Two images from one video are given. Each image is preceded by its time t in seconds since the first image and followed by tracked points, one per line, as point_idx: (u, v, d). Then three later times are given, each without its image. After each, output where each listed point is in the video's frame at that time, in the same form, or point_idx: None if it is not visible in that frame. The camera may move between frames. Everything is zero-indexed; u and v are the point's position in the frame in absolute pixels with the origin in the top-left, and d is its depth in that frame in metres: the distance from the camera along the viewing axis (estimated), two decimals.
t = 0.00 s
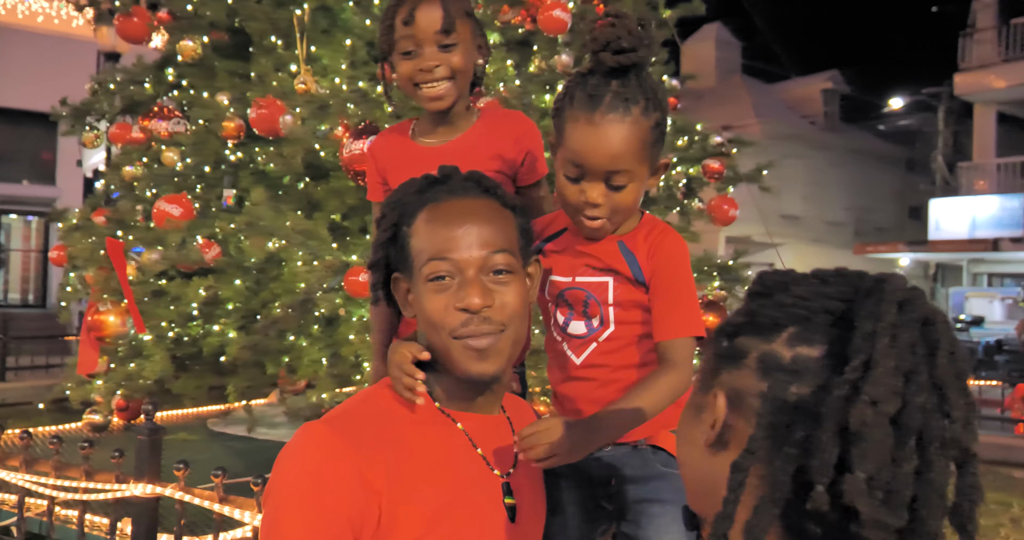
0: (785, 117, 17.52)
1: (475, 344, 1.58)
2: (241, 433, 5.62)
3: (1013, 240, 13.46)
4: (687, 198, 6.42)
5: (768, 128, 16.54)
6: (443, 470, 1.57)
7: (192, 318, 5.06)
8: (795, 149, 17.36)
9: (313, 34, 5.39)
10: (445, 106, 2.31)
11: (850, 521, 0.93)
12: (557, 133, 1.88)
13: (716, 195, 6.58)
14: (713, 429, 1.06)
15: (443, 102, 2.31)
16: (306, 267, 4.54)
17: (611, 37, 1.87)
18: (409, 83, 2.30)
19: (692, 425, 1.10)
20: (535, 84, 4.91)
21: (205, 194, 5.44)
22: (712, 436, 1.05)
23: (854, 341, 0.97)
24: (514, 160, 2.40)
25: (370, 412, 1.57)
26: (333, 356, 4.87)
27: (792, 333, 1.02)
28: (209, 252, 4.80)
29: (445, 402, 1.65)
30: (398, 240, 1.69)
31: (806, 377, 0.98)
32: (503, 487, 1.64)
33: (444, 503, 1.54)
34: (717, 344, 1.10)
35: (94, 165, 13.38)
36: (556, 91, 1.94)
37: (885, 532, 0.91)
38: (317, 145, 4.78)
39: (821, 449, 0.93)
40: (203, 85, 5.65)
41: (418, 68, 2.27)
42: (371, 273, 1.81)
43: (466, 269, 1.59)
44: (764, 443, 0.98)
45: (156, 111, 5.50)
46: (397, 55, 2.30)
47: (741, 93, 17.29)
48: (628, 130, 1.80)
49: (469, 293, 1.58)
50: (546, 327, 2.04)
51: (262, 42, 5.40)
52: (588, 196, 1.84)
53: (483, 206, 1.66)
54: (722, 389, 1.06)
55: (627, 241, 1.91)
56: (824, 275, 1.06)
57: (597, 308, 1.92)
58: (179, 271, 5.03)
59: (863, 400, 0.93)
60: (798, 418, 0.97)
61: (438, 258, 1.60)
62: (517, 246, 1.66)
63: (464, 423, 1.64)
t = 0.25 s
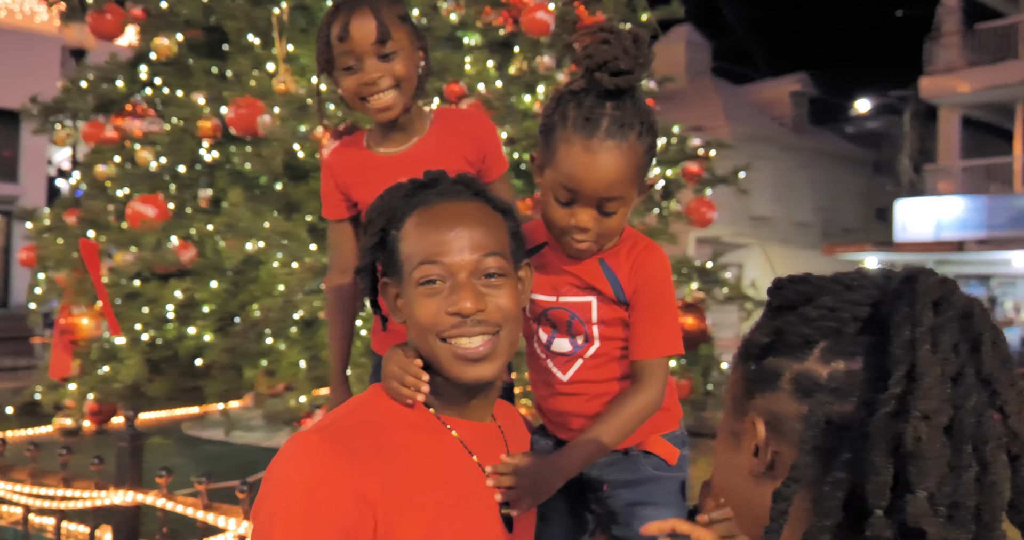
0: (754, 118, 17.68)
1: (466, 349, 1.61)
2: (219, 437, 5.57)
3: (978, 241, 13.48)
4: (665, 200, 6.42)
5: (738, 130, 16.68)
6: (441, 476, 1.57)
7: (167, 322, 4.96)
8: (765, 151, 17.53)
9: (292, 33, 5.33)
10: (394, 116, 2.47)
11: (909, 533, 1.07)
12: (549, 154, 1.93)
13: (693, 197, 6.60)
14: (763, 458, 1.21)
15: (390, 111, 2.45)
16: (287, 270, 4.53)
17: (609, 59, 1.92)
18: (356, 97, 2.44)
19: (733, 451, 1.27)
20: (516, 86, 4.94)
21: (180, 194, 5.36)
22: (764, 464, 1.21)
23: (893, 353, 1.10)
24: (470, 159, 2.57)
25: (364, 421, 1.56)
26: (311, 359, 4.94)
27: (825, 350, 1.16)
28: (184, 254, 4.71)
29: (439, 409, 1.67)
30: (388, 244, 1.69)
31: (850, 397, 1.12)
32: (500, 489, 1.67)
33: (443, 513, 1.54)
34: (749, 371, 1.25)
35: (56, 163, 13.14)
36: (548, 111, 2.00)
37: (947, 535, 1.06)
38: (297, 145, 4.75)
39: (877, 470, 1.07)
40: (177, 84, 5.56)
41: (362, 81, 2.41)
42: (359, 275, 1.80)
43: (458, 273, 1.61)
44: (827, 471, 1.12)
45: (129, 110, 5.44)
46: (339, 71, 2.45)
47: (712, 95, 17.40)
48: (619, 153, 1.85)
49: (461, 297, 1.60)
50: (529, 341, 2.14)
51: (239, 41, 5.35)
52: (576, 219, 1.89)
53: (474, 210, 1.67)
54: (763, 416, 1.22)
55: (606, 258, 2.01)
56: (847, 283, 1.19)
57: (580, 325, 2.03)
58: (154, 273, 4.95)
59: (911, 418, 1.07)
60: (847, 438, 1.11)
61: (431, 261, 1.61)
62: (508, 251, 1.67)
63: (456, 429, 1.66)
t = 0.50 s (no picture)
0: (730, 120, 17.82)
1: (456, 357, 1.61)
2: (201, 439, 5.51)
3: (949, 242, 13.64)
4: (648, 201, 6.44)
5: (714, 131, 16.78)
6: (437, 479, 1.55)
7: (149, 323, 4.95)
8: (741, 152, 17.67)
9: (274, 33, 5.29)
10: (365, 124, 2.32)
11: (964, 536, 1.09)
12: (561, 154, 1.85)
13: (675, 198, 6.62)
14: (806, 472, 1.21)
15: (363, 118, 2.31)
16: (269, 270, 4.39)
17: (621, 58, 1.87)
18: (326, 107, 2.28)
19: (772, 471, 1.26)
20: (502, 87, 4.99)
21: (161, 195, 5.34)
22: (807, 480, 1.21)
23: (931, 356, 1.11)
24: (449, 158, 2.49)
25: (356, 427, 1.53)
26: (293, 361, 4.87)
27: (856, 359, 1.17)
28: (167, 255, 4.76)
29: (431, 412, 1.67)
30: (374, 251, 1.67)
31: (890, 405, 1.14)
32: (497, 490, 1.66)
33: (441, 515, 1.51)
34: (781, 388, 1.25)
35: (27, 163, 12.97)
36: (556, 110, 1.91)
37: (1005, 531, 1.10)
38: (282, 145, 4.73)
39: (928, 478, 1.09)
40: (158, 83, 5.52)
41: (333, 89, 2.25)
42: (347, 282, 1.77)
43: (444, 281, 1.59)
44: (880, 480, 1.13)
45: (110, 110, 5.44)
46: (307, 80, 2.28)
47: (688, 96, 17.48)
48: (633, 152, 1.79)
49: (447, 305, 1.58)
50: (522, 343, 1.98)
51: (221, 40, 5.30)
52: (594, 219, 1.80)
53: (461, 214, 1.65)
54: (801, 433, 1.21)
55: (619, 253, 1.89)
56: (869, 288, 1.21)
57: (590, 324, 1.88)
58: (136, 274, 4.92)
59: (958, 420, 1.09)
60: (892, 444, 1.13)
61: (415, 270, 1.59)
62: (494, 255, 1.66)
63: (449, 432, 1.65)
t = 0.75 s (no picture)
0: (715, 121, 17.89)
1: (451, 367, 1.61)
2: (193, 441, 5.50)
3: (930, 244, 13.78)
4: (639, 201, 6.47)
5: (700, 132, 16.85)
6: (438, 479, 1.57)
7: (140, 323, 4.92)
8: (727, 153, 17.75)
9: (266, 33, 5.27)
10: (361, 127, 2.31)
11: None
12: (624, 149, 1.81)
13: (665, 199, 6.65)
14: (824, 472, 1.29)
15: (357, 122, 2.30)
16: (262, 271, 4.40)
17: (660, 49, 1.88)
18: (320, 113, 2.27)
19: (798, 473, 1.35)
20: (494, 88, 5.13)
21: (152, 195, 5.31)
22: (826, 477, 1.29)
23: (932, 373, 1.15)
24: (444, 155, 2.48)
25: (359, 431, 1.54)
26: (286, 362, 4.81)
27: (869, 375, 1.22)
28: (158, 255, 4.74)
29: (431, 414, 1.68)
30: (374, 255, 1.65)
31: (900, 417, 1.17)
32: (498, 496, 1.67)
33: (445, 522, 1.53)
34: (804, 396, 1.32)
35: (5, 158, 12.84)
36: (606, 107, 1.87)
37: None
38: (276, 146, 4.75)
39: (926, 490, 1.12)
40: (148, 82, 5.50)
41: (326, 94, 2.24)
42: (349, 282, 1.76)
43: (440, 292, 1.57)
44: (886, 491, 1.17)
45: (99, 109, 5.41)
46: (301, 86, 2.28)
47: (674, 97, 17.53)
48: (695, 138, 1.82)
49: (443, 316, 1.57)
50: (559, 338, 1.94)
51: (213, 40, 5.28)
52: (665, 206, 1.81)
53: (460, 220, 1.62)
54: (822, 439, 1.28)
55: (662, 246, 1.96)
56: (882, 303, 1.24)
57: (633, 310, 1.91)
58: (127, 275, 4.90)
59: (954, 438, 1.11)
60: (901, 457, 1.17)
61: (411, 280, 1.57)
62: (493, 263, 1.63)
63: (449, 432, 1.67)
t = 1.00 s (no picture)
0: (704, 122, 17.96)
1: (461, 373, 1.61)
2: (189, 442, 5.49)
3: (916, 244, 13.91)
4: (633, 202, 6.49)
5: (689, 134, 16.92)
6: (451, 481, 1.58)
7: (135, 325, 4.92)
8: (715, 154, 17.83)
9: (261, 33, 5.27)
10: (368, 129, 2.32)
11: None
12: (659, 144, 1.97)
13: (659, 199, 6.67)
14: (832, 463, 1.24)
15: (364, 124, 2.32)
16: (259, 272, 4.45)
17: (684, 54, 2.08)
18: (328, 113, 2.28)
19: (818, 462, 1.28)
20: (491, 89, 5.16)
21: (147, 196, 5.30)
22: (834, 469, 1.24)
23: (931, 371, 1.10)
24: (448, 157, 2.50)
25: (376, 430, 1.55)
26: (283, 362, 4.74)
27: (878, 371, 1.18)
28: (154, 256, 4.73)
29: (443, 415, 1.69)
30: (388, 258, 1.65)
31: (902, 411, 1.12)
32: (510, 498, 1.68)
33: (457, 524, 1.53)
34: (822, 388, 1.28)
35: None
36: (640, 103, 2.02)
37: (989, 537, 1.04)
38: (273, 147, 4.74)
39: (917, 480, 1.08)
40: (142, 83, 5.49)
41: (335, 95, 2.25)
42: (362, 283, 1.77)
43: (451, 298, 1.57)
44: (884, 484, 1.12)
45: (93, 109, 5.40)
46: (309, 86, 2.28)
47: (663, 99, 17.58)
48: (724, 136, 2.00)
49: (454, 322, 1.57)
50: (591, 331, 2.06)
51: (209, 40, 5.28)
52: (698, 199, 1.98)
53: (472, 225, 1.61)
54: (833, 431, 1.24)
55: (689, 240, 2.16)
56: (891, 304, 1.21)
57: (666, 304, 2.06)
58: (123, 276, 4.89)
59: (944, 434, 1.06)
60: (898, 451, 1.12)
61: (423, 286, 1.57)
62: (505, 271, 1.63)
63: (462, 433, 1.68)
